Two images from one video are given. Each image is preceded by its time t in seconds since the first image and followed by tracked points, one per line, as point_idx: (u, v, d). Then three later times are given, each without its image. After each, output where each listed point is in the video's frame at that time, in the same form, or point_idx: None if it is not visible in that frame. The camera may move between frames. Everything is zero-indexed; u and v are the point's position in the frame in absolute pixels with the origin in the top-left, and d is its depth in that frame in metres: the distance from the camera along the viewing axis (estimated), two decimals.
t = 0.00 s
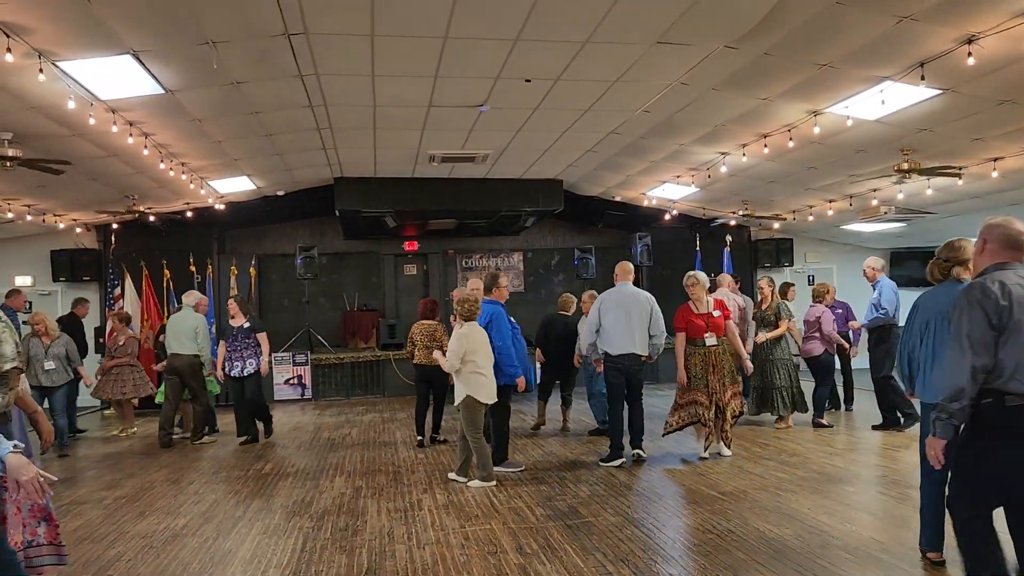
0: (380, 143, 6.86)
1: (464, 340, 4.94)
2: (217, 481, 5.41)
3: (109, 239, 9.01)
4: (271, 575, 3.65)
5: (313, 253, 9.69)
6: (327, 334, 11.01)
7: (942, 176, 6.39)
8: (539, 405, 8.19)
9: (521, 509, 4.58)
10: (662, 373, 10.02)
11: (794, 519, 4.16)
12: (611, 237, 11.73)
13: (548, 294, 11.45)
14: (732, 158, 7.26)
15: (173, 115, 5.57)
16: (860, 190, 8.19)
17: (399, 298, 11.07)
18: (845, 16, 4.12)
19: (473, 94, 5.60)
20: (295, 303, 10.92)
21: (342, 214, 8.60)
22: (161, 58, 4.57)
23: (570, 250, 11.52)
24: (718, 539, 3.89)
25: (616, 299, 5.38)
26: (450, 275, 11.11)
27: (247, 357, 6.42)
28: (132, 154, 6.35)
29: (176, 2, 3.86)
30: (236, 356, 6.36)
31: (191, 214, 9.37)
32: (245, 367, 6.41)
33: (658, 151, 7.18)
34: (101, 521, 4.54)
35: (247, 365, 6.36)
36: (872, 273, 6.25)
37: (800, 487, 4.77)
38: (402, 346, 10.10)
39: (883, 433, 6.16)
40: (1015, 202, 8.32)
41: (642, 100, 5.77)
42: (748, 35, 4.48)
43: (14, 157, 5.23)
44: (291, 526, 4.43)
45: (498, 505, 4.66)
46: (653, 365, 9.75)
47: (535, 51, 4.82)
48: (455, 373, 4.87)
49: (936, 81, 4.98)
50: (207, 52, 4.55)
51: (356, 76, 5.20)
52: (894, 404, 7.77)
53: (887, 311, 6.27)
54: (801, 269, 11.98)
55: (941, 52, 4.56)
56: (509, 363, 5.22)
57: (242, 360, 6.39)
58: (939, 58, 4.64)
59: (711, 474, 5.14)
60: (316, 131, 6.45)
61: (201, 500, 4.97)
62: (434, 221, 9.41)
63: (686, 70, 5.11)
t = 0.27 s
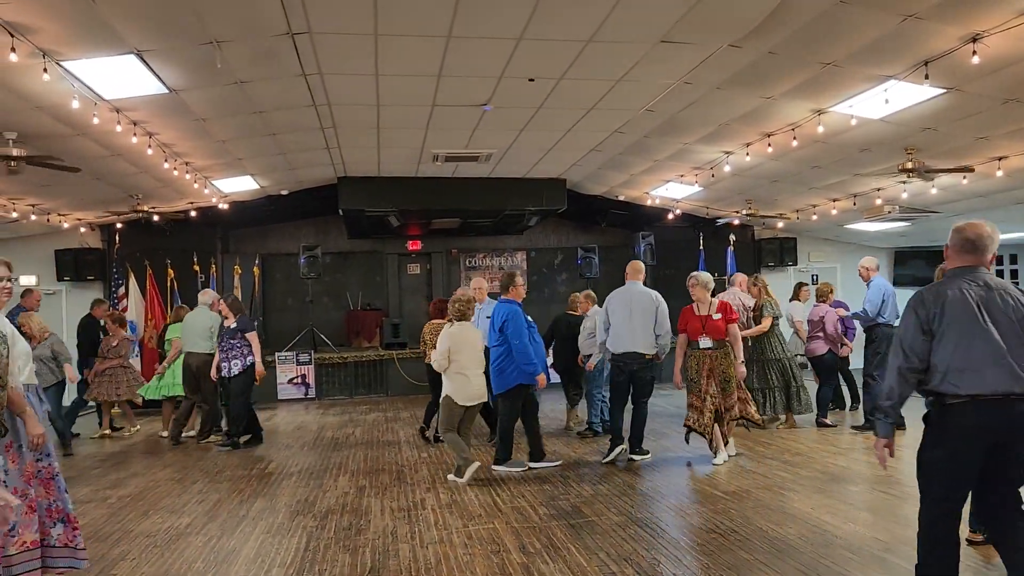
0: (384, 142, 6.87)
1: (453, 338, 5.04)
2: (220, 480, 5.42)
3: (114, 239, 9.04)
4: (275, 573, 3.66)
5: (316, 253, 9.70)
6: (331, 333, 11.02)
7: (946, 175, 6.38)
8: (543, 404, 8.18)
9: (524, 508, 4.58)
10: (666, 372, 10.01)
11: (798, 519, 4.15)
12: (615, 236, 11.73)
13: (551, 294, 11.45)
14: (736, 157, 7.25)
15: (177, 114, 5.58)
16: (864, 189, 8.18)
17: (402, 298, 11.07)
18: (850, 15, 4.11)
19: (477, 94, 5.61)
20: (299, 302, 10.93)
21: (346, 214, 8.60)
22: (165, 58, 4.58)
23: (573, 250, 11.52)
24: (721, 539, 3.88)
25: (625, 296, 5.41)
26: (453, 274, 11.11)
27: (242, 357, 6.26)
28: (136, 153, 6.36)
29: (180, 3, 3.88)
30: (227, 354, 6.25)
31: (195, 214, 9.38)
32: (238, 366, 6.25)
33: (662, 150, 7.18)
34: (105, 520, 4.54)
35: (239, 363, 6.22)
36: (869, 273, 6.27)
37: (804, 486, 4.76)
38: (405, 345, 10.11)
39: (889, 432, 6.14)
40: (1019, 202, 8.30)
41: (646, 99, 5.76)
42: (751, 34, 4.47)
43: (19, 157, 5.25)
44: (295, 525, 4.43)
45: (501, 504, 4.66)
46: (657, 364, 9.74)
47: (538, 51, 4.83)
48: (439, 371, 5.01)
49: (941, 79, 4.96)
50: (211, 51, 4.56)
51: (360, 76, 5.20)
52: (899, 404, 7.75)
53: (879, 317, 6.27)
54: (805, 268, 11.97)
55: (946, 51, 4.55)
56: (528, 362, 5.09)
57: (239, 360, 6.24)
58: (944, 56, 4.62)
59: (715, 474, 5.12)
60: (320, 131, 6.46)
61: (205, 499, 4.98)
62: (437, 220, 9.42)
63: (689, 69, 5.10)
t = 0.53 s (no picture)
0: (386, 142, 6.87)
1: (440, 336, 5.11)
2: (223, 479, 5.42)
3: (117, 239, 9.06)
4: (277, 572, 3.66)
5: (319, 252, 9.70)
6: (333, 333, 11.02)
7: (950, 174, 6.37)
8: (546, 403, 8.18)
9: (527, 507, 4.57)
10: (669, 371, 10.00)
11: (802, 518, 4.14)
12: (617, 236, 11.74)
13: (554, 293, 11.45)
14: (738, 156, 7.25)
15: (179, 114, 5.58)
16: (867, 188, 8.17)
17: (405, 297, 11.07)
18: (853, 14, 4.10)
19: (480, 93, 5.61)
20: (301, 302, 10.94)
21: (348, 213, 8.61)
22: (168, 57, 4.59)
23: (576, 249, 11.52)
24: (724, 538, 3.88)
25: (634, 296, 5.49)
26: (456, 274, 11.12)
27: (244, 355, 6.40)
28: (139, 153, 6.37)
29: (183, 3, 3.88)
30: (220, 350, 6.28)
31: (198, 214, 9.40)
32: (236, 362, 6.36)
33: (664, 149, 7.18)
34: (108, 519, 4.55)
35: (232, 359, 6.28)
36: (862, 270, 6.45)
37: (807, 486, 4.75)
38: (408, 345, 10.11)
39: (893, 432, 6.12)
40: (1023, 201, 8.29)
41: (648, 98, 5.76)
42: (754, 33, 4.47)
43: (23, 156, 5.26)
44: (297, 524, 4.43)
45: (504, 504, 4.65)
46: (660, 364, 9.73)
47: (540, 50, 4.83)
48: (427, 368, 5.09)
49: (944, 78, 4.95)
50: (214, 51, 4.56)
51: (362, 75, 5.20)
52: (902, 403, 7.73)
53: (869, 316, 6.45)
54: (808, 268, 11.95)
55: (949, 50, 4.53)
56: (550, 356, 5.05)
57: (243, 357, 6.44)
58: (947, 55, 4.61)
59: (717, 473, 5.11)
60: (322, 130, 6.46)
61: (207, 498, 4.98)
62: (439, 220, 9.42)
63: (692, 68, 5.10)
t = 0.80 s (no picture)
0: (387, 141, 6.88)
1: (429, 336, 5.20)
2: (224, 478, 5.43)
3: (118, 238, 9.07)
4: (279, 572, 3.66)
5: (319, 251, 9.70)
6: (334, 332, 11.03)
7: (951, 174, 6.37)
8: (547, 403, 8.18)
9: (527, 507, 4.57)
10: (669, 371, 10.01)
11: (803, 518, 4.13)
12: (618, 235, 11.74)
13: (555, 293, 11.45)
14: (740, 156, 7.25)
15: (180, 113, 5.58)
16: (867, 188, 8.17)
17: (405, 297, 11.08)
18: (853, 13, 4.10)
19: (481, 93, 5.61)
20: (302, 301, 10.94)
21: (349, 212, 8.61)
22: (168, 57, 4.59)
23: (576, 249, 11.52)
24: (725, 538, 3.87)
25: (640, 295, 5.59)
26: (456, 273, 11.12)
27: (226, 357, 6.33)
28: (141, 152, 6.38)
29: (184, 2, 3.89)
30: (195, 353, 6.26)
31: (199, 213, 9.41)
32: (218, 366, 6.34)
33: (665, 149, 7.19)
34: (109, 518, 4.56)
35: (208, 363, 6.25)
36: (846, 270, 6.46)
37: (808, 485, 4.75)
38: (409, 344, 10.11)
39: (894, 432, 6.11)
40: None
41: (649, 98, 5.76)
42: (754, 33, 4.47)
43: (25, 156, 5.27)
44: (298, 524, 4.43)
45: (504, 503, 4.66)
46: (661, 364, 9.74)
47: (541, 50, 4.83)
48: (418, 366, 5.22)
49: (945, 78, 4.95)
50: (215, 50, 4.56)
51: (363, 75, 5.20)
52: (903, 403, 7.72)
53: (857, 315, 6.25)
54: (809, 267, 11.94)
55: (950, 49, 4.53)
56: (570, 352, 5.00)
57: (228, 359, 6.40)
58: (948, 55, 4.61)
59: (718, 473, 5.11)
60: (323, 130, 6.47)
61: (209, 497, 4.99)
62: (440, 219, 9.42)
63: (692, 68, 5.10)
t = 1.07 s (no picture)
0: (386, 141, 6.87)
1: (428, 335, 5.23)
2: (223, 478, 5.42)
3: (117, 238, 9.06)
4: (278, 572, 3.66)
5: (319, 251, 9.70)
6: (334, 332, 11.02)
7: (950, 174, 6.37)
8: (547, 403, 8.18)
9: (527, 507, 4.57)
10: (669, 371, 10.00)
11: (802, 518, 4.13)
12: (617, 235, 11.74)
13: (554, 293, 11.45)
14: (739, 156, 7.25)
15: (179, 113, 5.57)
16: (867, 188, 8.17)
17: (405, 297, 11.08)
18: (852, 13, 4.10)
19: (480, 93, 5.61)
20: (302, 301, 10.93)
21: (348, 212, 8.61)
22: (168, 57, 4.58)
23: (576, 249, 11.52)
24: (724, 538, 3.88)
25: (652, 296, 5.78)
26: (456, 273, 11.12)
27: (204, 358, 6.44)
28: (140, 152, 6.38)
29: (183, 3, 3.89)
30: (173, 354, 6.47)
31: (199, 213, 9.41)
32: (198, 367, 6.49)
33: (665, 149, 7.19)
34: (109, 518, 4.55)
35: (185, 364, 6.42)
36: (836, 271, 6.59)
37: (808, 485, 4.75)
38: (408, 344, 10.10)
39: (894, 432, 6.11)
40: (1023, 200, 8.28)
41: (648, 98, 5.77)
42: (754, 33, 4.47)
43: (24, 155, 5.26)
44: (298, 524, 4.43)
45: (504, 503, 4.66)
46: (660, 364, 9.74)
47: (540, 50, 4.83)
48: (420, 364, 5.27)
49: (944, 78, 4.95)
50: (214, 50, 4.55)
51: (362, 75, 5.20)
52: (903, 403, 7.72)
53: (840, 313, 6.27)
54: (808, 267, 11.94)
55: (950, 49, 4.54)
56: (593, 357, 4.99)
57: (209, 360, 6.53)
58: (948, 55, 4.62)
59: (718, 473, 5.11)
60: (322, 130, 6.47)
61: (208, 497, 4.98)
62: (440, 219, 9.42)
63: (691, 68, 5.11)
